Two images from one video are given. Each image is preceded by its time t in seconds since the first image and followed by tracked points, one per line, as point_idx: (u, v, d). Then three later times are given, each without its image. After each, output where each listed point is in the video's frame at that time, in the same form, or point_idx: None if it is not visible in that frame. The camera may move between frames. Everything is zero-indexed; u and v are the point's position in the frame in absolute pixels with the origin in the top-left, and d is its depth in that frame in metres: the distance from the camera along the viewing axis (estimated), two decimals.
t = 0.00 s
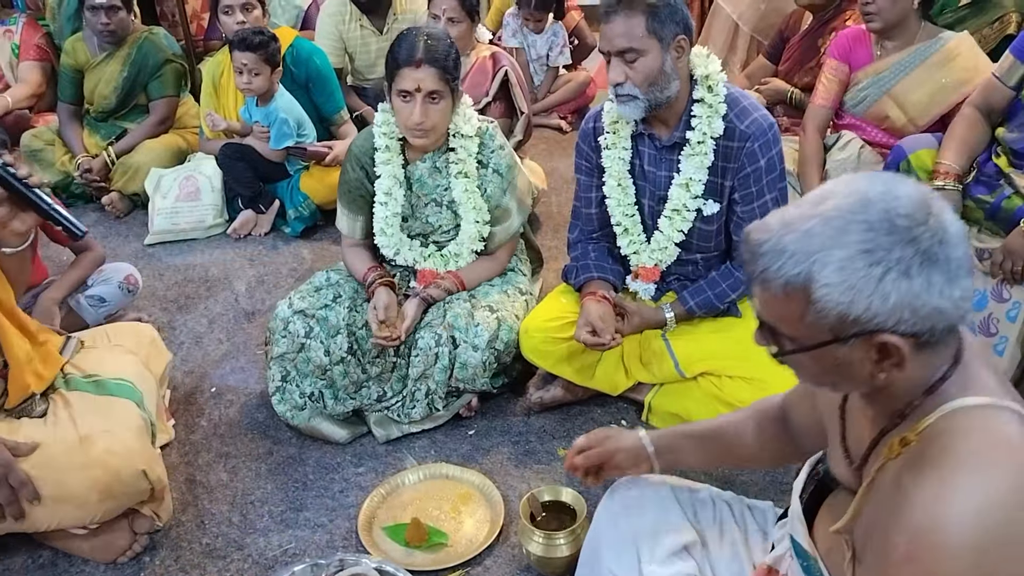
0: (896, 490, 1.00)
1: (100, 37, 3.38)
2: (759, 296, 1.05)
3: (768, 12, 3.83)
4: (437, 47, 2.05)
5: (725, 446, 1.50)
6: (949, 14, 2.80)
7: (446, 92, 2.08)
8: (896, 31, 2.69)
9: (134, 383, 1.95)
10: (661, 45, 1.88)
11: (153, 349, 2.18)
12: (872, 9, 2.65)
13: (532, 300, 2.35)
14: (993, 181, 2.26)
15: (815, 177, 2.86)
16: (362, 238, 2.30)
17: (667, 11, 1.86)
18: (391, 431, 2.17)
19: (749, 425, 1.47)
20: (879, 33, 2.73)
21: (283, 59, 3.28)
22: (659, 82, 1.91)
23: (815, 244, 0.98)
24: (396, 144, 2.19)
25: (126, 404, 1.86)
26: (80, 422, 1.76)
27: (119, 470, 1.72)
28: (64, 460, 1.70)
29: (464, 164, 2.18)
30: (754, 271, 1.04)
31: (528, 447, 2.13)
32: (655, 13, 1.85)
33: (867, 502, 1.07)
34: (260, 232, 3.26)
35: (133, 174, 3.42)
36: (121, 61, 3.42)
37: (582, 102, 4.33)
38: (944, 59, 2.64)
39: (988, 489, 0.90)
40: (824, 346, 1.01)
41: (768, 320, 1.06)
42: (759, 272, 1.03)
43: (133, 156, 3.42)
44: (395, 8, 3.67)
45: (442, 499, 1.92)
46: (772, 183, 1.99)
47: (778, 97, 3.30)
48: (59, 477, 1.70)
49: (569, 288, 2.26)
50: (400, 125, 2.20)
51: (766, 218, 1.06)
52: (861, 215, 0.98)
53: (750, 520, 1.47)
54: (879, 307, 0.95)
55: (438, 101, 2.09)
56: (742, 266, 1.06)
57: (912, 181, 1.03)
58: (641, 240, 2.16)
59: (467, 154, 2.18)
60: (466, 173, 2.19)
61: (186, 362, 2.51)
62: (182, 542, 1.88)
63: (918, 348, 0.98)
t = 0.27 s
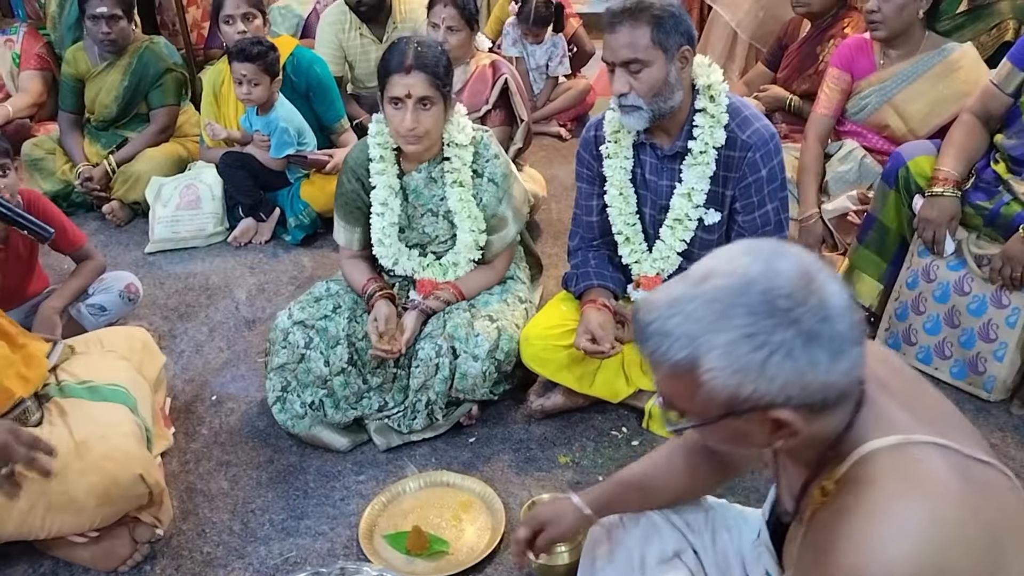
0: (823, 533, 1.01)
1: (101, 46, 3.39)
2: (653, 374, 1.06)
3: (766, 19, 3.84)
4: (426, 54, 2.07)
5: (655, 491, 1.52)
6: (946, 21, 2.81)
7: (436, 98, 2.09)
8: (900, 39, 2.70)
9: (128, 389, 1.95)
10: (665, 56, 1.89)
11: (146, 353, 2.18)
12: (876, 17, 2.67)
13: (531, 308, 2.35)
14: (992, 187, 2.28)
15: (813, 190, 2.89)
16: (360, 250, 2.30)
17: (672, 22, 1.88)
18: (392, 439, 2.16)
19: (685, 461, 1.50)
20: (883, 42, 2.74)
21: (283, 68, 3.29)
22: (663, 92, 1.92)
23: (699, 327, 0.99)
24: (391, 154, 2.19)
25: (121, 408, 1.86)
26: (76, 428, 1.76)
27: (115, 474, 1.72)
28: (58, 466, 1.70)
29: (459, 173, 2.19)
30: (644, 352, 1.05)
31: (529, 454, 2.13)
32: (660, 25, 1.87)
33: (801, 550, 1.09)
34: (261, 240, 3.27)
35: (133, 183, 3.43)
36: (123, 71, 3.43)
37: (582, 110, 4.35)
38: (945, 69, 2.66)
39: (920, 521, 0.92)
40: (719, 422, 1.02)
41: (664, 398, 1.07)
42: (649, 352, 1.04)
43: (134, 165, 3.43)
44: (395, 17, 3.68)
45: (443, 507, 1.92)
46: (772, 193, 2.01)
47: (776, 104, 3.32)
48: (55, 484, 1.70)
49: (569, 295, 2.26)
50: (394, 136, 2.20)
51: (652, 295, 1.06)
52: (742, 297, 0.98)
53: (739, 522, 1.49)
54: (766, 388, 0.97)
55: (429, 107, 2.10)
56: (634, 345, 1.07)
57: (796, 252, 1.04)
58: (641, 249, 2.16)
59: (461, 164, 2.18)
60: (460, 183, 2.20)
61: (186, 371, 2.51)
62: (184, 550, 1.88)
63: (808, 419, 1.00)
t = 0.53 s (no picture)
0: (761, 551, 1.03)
1: (101, 53, 3.40)
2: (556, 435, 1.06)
3: (765, 25, 3.85)
4: (428, 57, 2.07)
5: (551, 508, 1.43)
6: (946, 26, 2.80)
7: (439, 101, 2.10)
8: (901, 46, 2.70)
9: (124, 394, 1.95)
10: (674, 62, 1.90)
11: (141, 357, 2.17)
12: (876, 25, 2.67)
13: (532, 313, 2.35)
14: (993, 191, 2.28)
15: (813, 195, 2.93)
16: (362, 254, 2.30)
17: (681, 28, 1.88)
18: (393, 445, 2.17)
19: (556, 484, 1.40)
20: (884, 48, 2.74)
21: (283, 74, 3.29)
22: (670, 99, 1.92)
23: (588, 390, 1.00)
24: (393, 158, 2.20)
25: (116, 414, 1.86)
26: (71, 435, 1.76)
27: (112, 480, 1.71)
28: (54, 472, 1.69)
29: (460, 177, 2.19)
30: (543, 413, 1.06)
31: (530, 460, 2.13)
32: (668, 31, 1.87)
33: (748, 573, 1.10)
34: (261, 246, 3.28)
35: (133, 189, 3.43)
36: (123, 77, 3.44)
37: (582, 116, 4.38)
38: (945, 78, 2.65)
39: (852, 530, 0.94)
40: (623, 473, 1.02)
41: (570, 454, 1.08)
42: (548, 416, 1.04)
43: (134, 171, 3.43)
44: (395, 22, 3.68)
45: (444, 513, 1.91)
46: (777, 200, 2.00)
47: (776, 109, 3.33)
48: (52, 491, 1.69)
49: (570, 300, 2.26)
50: (396, 139, 2.21)
51: (548, 358, 1.07)
52: (627, 358, 0.99)
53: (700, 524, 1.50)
54: (658, 445, 0.98)
55: (431, 110, 2.10)
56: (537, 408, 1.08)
57: (682, 309, 1.05)
58: (644, 254, 2.16)
59: (464, 167, 2.19)
60: (462, 186, 2.20)
61: (187, 377, 2.50)
62: (186, 557, 1.87)
63: (708, 466, 1.01)
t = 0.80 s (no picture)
0: (721, 547, 1.04)
1: (103, 51, 3.39)
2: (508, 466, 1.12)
3: (767, 23, 3.85)
4: (439, 53, 2.08)
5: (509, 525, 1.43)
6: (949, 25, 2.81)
7: (448, 97, 2.10)
8: (906, 46, 2.70)
9: (122, 390, 1.94)
10: (684, 59, 1.89)
11: (140, 353, 2.17)
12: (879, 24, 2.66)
13: (535, 311, 2.35)
14: (995, 190, 2.27)
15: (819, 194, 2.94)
16: (365, 249, 2.30)
17: (691, 25, 1.88)
18: (395, 444, 2.17)
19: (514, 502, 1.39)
20: (889, 47, 2.73)
21: (284, 73, 3.28)
22: (680, 96, 1.92)
23: (524, 419, 1.05)
24: (399, 153, 2.20)
25: (115, 410, 1.85)
26: (70, 431, 1.76)
27: (110, 476, 1.71)
28: (52, 469, 1.69)
29: (465, 173, 2.19)
30: (490, 445, 1.11)
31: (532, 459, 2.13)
32: (679, 28, 1.86)
33: None
34: (263, 245, 3.28)
35: (135, 187, 3.43)
36: (124, 76, 3.43)
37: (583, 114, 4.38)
38: (951, 77, 2.64)
39: (804, 506, 0.97)
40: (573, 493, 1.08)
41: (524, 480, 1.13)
42: (494, 442, 1.10)
43: (135, 170, 3.43)
44: (396, 20, 3.67)
45: (447, 512, 1.90)
46: (783, 199, 1.99)
47: (779, 107, 3.33)
48: (51, 488, 1.69)
49: (573, 298, 2.26)
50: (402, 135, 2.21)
51: (493, 388, 1.13)
52: (558, 386, 1.04)
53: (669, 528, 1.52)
54: (594, 465, 1.02)
55: (439, 106, 2.10)
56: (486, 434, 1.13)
57: (614, 335, 1.09)
58: (649, 252, 2.16)
59: (469, 163, 2.18)
60: (467, 182, 2.20)
61: (189, 376, 2.50)
62: (188, 555, 1.87)
63: (649, 481, 1.06)
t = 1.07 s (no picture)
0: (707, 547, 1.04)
1: (104, 48, 3.39)
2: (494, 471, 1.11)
3: (769, 20, 3.85)
4: (446, 47, 2.07)
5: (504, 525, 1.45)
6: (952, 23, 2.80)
7: (454, 92, 2.10)
8: (913, 45, 2.68)
9: (122, 386, 1.95)
10: (687, 57, 1.89)
11: (140, 349, 2.18)
12: (886, 23, 2.65)
13: (537, 308, 2.35)
14: (998, 187, 2.26)
15: (820, 191, 2.94)
16: (368, 245, 2.30)
17: (695, 22, 1.87)
18: (397, 440, 2.16)
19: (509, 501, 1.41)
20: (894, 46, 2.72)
21: (287, 69, 3.29)
22: (683, 93, 1.92)
23: (507, 427, 1.05)
24: (403, 148, 2.19)
25: (116, 406, 1.86)
26: (71, 427, 1.76)
27: (111, 472, 1.71)
28: (53, 465, 1.70)
29: (470, 168, 2.19)
30: (474, 452, 1.11)
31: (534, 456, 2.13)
32: (683, 25, 1.86)
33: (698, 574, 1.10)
34: (265, 241, 3.28)
35: (137, 184, 3.44)
36: (126, 73, 3.43)
37: (585, 111, 4.37)
38: (956, 76, 2.64)
39: (790, 507, 0.97)
40: (559, 498, 1.08)
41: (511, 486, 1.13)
42: (479, 452, 1.10)
43: (137, 167, 3.43)
44: (398, 17, 3.66)
45: (449, 508, 1.91)
46: (786, 197, 1.99)
47: (781, 104, 3.32)
48: (52, 483, 1.69)
49: (575, 295, 2.26)
50: (406, 129, 2.20)
51: (476, 399, 1.13)
52: (539, 394, 1.05)
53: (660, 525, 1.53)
54: (579, 472, 1.02)
55: (445, 100, 2.10)
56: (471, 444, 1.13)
57: (593, 343, 1.10)
58: (652, 249, 2.16)
59: (473, 159, 2.18)
60: (470, 178, 2.19)
61: (191, 372, 2.50)
62: (191, 551, 1.87)
63: (634, 486, 1.06)
